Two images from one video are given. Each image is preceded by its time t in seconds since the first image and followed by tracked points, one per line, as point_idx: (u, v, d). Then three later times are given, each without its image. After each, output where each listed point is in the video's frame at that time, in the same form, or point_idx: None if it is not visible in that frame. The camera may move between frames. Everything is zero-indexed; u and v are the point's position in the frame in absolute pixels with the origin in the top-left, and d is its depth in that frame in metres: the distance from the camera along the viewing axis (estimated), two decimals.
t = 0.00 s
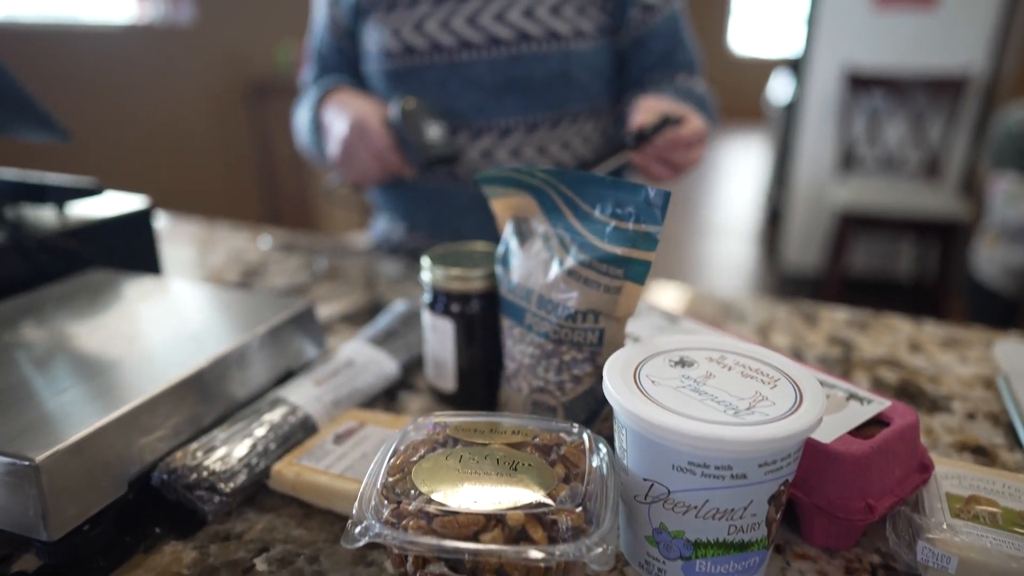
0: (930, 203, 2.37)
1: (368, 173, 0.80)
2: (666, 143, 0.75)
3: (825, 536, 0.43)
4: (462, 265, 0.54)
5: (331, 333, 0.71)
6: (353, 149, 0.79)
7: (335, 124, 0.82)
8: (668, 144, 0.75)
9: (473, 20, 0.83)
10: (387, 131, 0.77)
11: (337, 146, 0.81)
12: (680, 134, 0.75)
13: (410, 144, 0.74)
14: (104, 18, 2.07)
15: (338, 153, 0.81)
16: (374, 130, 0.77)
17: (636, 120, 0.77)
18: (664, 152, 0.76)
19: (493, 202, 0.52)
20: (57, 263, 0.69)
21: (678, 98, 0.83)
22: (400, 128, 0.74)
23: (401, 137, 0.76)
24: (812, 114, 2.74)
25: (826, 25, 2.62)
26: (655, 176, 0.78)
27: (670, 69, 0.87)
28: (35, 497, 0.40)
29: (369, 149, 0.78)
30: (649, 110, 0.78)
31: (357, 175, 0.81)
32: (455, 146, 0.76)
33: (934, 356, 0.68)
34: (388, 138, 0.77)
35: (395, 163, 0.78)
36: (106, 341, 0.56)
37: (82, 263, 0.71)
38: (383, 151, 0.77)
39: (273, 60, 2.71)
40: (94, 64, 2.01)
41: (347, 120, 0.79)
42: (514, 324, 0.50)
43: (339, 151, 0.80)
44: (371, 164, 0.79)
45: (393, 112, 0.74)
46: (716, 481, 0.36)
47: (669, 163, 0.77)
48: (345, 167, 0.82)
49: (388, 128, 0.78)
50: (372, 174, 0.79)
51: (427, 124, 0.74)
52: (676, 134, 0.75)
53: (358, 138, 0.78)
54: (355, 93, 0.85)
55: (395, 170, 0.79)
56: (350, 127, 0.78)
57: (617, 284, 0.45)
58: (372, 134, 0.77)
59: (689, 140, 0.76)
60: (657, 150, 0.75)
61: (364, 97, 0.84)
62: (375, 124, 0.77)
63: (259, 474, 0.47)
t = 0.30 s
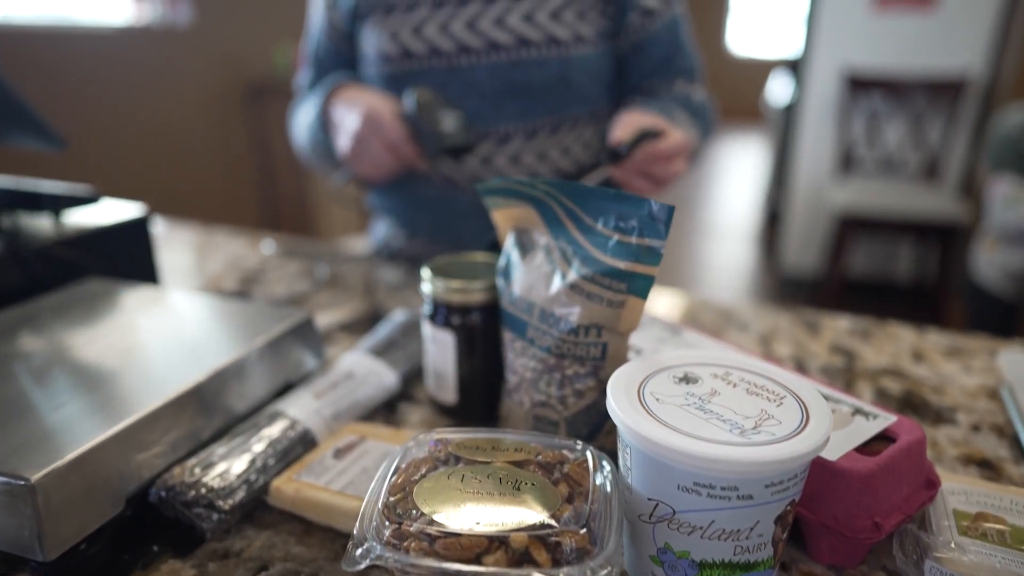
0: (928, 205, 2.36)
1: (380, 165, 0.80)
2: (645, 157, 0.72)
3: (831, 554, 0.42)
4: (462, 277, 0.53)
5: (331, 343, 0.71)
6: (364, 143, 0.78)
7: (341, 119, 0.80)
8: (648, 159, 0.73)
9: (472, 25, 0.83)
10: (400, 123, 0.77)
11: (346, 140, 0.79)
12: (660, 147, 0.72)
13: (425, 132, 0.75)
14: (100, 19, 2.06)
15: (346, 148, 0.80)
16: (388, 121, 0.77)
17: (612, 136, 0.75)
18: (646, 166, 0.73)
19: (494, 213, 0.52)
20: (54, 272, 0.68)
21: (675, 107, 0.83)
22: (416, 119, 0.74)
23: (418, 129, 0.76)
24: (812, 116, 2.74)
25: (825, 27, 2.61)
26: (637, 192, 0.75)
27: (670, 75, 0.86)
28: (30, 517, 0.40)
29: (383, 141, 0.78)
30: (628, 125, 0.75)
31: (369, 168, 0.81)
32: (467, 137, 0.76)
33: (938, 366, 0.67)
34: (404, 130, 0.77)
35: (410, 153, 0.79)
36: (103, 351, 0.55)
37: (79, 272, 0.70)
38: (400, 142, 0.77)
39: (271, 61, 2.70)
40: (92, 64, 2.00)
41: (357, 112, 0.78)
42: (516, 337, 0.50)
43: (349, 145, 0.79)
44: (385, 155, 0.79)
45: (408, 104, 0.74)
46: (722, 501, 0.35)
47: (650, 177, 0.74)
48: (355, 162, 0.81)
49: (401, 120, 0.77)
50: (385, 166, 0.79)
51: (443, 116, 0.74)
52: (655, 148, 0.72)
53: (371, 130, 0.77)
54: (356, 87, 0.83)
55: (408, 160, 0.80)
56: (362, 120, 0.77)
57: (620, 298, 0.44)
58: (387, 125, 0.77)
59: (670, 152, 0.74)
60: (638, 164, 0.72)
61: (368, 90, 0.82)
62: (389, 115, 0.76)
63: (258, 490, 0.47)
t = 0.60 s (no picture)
0: (925, 206, 2.36)
1: (391, 172, 0.78)
2: (634, 173, 0.71)
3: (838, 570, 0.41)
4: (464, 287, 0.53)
5: (331, 351, 0.70)
6: (377, 147, 0.77)
7: (356, 124, 0.79)
8: (637, 173, 0.71)
9: (472, 29, 0.82)
10: (417, 129, 0.77)
11: (358, 144, 0.78)
12: (648, 163, 0.71)
13: (444, 144, 0.75)
14: (96, 21, 2.05)
15: (356, 152, 0.79)
16: (404, 126, 0.76)
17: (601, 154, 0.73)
18: (636, 183, 0.72)
19: (496, 224, 0.51)
20: (52, 280, 0.68)
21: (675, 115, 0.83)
22: (434, 126, 0.75)
23: (435, 135, 0.76)
24: (811, 116, 2.74)
25: (824, 27, 2.61)
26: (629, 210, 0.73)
27: (670, 80, 0.86)
28: (28, 534, 0.39)
29: (397, 146, 0.77)
30: (616, 142, 0.74)
31: (379, 174, 0.79)
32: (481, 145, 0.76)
33: (941, 374, 0.67)
34: (419, 136, 0.77)
35: (423, 160, 0.78)
36: (101, 362, 0.55)
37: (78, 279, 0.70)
38: (414, 148, 0.76)
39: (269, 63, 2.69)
40: (91, 66, 2.00)
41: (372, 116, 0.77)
42: (518, 348, 0.49)
43: (360, 149, 0.78)
44: (397, 161, 0.77)
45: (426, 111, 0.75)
46: (729, 520, 0.35)
47: (640, 192, 0.73)
48: (363, 167, 0.79)
49: (417, 126, 0.77)
50: (397, 172, 0.77)
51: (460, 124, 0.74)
52: (643, 164, 0.71)
53: (385, 134, 0.76)
54: (369, 93, 0.83)
55: (420, 167, 0.79)
56: (376, 122, 0.76)
57: (624, 310, 0.44)
58: (402, 129, 0.76)
59: (659, 168, 0.73)
60: (627, 181, 0.71)
61: (380, 96, 0.82)
62: (404, 119, 0.76)
63: (258, 505, 0.46)
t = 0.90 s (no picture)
0: (926, 207, 2.36)
1: (393, 174, 0.77)
2: (634, 183, 0.71)
3: None
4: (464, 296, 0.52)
5: (330, 359, 0.70)
6: (380, 150, 0.76)
7: (357, 128, 0.79)
8: (638, 185, 0.71)
9: (472, 33, 0.82)
10: (419, 133, 0.76)
11: (360, 148, 0.77)
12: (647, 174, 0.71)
13: (447, 146, 0.75)
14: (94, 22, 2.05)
15: (358, 156, 0.78)
16: (407, 129, 0.75)
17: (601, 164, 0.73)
18: (635, 194, 0.71)
19: (496, 232, 0.51)
20: (49, 287, 0.67)
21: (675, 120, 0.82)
22: (437, 129, 0.75)
23: (439, 139, 0.76)
24: (810, 117, 2.73)
25: (824, 28, 2.60)
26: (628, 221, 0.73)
27: (670, 84, 0.85)
28: (23, 551, 0.39)
29: (400, 149, 0.76)
30: (615, 152, 0.74)
31: (382, 177, 0.78)
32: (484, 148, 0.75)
33: (943, 381, 0.67)
34: (423, 139, 0.76)
35: (426, 164, 0.78)
36: (97, 371, 0.54)
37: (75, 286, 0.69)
38: (417, 151, 0.76)
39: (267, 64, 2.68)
40: (90, 66, 2.00)
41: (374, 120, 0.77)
42: (519, 358, 0.49)
43: (363, 153, 0.77)
44: (400, 164, 0.76)
45: (429, 115, 0.75)
46: (733, 535, 0.34)
47: (639, 204, 0.72)
48: (364, 171, 0.78)
49: (420, 129, 0.76)
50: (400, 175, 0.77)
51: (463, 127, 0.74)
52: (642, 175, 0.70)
53: (388, 137, 0.76)
54: (370, 95, 0.82)
55: (422, 170, 0.78)
56: (379, 125, 0.75)
57: (626, 321, 0.44)
58: (405, 133, 0.76)
59: (657, 179, 0.72)
60: (626, 193, 0.71)
61: (381, 99, 0.82)
62: (407, 122, 0.76)
63: (256, 517, 0.46)
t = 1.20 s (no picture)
0: (919, 208, 2.37)
1: (380, 179, 0.76)
2: (630, 192, 0.70)
3: None
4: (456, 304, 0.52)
5: (322, 365, 0.69)
6: (366, 155, 0.76)
7: (343, 132, 0.78)
8: (634, 194, 0.70)
9: (466, 37, 0.81)
10: (406, 137, 0.76)
11: (347, 152, 0.76)
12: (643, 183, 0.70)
13: (431, 149, 0.74)
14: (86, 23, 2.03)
15: (345, 160, 0.77)
16: (393, 133, 0.75)
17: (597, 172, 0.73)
18: (631, 203, 0.71)
19: (489, 240, 0.51)
20: (38, 293, 0.66)
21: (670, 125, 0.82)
22: (423, 132, 0.74)
23: (424, 142, 0.75)
24: (804, 119, 2.74)
25: (818, 29, 2.61)
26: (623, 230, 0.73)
27: (665, 88, 0.85)
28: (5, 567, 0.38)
29: (386, 153, 0.75)
30: (611, 160, 0.73)
31: (368, 182, 0.77)
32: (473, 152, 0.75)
33: (938, 387, 0.66)
34: (409, 143, 0.76)
35: (413, 168, 0.77)
36: (84, 379, 0.53)
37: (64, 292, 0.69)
38: (403, 155, 0.75)
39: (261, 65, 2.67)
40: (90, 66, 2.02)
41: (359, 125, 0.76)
42: (512, 368, 0.49)
43: (349, 157, 0.76)
44: (386, 169, 0.75)
45: (415, 117, 0.75)
46: (728, 551, 0.34)
47: (635, 213, 0.72)
48: (352, 175, 0.77)
49: (405, 133, 0.76)
50: (387, 180, 0.76)
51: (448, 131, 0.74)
52: (638, 184, 0.70)
53: (374, 141, 0.75)
54: (356, 100, 0.82)
55: (409, 174, 0.77)
56: (365, 130, 0.75)
57: (620, 331, 0.43)
58: (391, 137, 0.75)
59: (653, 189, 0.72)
60: (621, 201, 0.71)
61: (369, 103, 0.81)
62: (393, 127, 0.75)
63: (246, 530, 0.45)
